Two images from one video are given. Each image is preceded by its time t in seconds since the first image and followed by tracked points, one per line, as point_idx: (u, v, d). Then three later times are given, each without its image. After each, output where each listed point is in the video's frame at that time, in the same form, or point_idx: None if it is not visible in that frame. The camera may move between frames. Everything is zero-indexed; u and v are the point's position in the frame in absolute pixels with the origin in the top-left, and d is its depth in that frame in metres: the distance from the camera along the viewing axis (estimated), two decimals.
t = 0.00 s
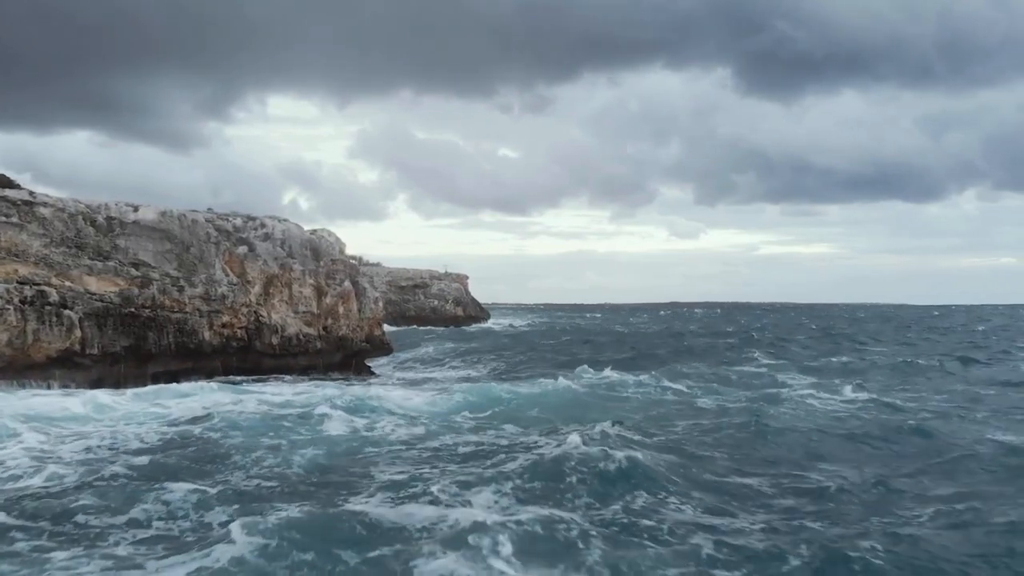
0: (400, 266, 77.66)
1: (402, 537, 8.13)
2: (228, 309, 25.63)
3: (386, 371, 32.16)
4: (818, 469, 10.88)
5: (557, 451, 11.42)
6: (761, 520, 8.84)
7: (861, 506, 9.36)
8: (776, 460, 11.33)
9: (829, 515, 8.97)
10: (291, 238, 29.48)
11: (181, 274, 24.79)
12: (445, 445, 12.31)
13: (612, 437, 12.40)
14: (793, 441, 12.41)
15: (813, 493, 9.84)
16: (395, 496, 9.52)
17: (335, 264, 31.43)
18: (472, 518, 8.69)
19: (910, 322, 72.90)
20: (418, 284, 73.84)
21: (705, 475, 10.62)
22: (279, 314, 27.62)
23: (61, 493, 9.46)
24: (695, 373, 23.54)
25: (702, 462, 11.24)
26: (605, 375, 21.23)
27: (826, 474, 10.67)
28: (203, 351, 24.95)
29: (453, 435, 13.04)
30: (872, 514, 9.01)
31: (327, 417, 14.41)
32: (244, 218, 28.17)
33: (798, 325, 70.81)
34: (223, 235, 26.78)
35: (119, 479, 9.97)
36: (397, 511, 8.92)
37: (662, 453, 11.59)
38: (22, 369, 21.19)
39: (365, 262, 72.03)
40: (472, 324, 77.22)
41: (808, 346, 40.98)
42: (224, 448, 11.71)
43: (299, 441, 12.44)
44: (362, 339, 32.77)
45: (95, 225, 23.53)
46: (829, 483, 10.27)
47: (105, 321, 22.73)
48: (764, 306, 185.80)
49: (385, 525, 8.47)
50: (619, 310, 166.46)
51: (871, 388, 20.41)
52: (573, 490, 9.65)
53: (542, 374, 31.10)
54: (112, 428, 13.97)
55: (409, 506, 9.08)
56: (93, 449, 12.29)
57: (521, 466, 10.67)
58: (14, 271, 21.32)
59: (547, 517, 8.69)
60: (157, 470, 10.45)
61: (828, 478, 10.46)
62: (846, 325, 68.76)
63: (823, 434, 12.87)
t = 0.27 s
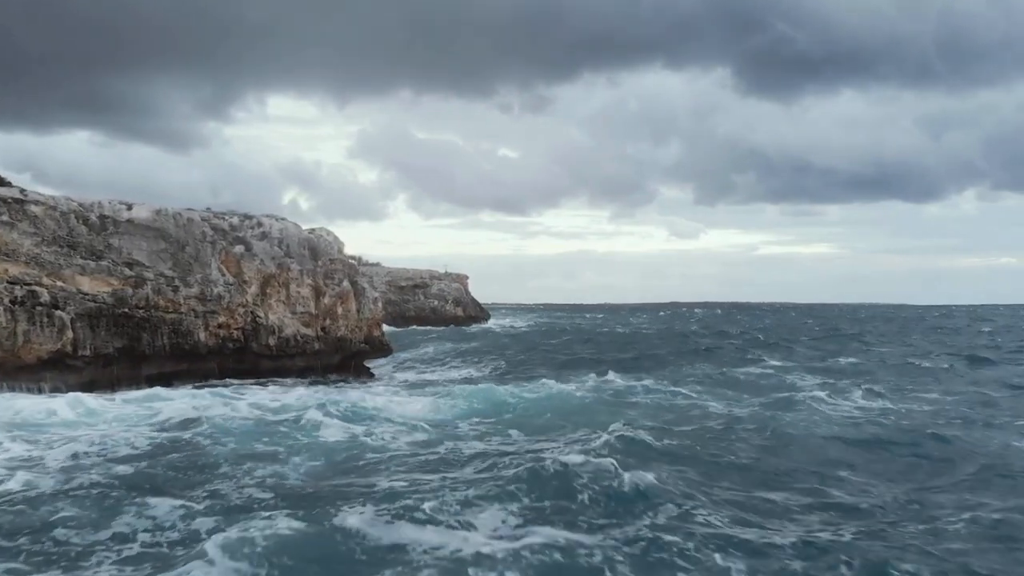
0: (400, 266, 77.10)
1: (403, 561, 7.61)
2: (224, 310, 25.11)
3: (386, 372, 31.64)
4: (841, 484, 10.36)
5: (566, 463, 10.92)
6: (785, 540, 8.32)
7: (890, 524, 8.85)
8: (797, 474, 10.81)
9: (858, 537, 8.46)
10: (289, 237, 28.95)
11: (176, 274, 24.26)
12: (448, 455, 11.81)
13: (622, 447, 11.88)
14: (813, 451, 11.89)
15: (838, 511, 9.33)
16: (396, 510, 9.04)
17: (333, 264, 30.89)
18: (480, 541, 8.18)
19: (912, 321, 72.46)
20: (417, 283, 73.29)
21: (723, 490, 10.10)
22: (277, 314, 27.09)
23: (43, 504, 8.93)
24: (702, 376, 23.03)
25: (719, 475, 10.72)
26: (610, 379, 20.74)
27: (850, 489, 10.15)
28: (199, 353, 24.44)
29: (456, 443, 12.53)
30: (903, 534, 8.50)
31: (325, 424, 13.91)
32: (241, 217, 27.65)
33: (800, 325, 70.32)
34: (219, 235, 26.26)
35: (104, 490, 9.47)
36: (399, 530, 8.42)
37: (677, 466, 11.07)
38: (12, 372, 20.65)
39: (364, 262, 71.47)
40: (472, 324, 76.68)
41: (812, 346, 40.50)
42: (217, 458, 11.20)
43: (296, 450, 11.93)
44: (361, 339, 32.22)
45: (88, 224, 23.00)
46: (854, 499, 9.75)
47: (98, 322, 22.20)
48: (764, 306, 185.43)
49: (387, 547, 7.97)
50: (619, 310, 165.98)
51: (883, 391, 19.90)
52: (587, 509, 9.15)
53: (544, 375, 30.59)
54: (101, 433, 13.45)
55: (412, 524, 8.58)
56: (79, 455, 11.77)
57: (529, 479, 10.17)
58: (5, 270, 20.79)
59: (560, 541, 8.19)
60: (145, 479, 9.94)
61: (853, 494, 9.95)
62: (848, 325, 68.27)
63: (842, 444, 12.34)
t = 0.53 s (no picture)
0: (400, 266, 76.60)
1: None
2: (220, 311, 24.59)
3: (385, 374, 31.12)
4: (864, 499, 9.82)
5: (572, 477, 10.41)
6: (812, 561, 7.79)
7: (920, 543, 8.33)
8: (818, 490, 10.24)
9: (887, 558, 7.94)
10: (286, 236, 28.44)
11: (171, 273, 23.75)
12: (449, 465, 11.29)
13: (633, 459, 11.34)
14: (833, 464, 11.33)
15: (864, 530, 8.78)
16: (395, 528, 8.56)
17: (332, 264, 30.37)
18: (486, 566, 7.65)
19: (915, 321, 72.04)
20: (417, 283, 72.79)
21: (740, 508, 9.53)
22: (274, 315, 26.57)
23: (20, 516, 8.42)
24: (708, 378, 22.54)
25: (734, 493, 10.15)
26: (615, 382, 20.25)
27: (875, 504, 9.62)
28: (194, 354, 23.94)
29: (459, 452, 12.02)
30: (935, 554, 7.98)
31: (321, 430, 13.41)
32: (237, 216, 27.13)
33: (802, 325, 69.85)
34: (215, 233, 25.76)
35: (86, 501, 8.96)
36: (398, 552, 7.89)
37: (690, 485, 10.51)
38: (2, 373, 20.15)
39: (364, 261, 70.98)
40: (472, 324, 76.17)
41: (817, 347, 40.01)
42: (207, 467, 10.69)
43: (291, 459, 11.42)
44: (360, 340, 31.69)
45: (80, 223, 22.49)
46: (880, 516, 9.22)
47: (91, 322, 21.69)
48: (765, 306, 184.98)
49: (384, 571, 7.44)
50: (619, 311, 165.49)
51: (896, 394, 19.40)
52: (596, 530, 8.64)
53: (545, 377, 30.08)
54: (88, 437, 12.94)
55: (413, 547, 8.04)
56: (64, 460, 11.26)
57: (535, 497, 9.63)
58: None
59: (571, 566, 7.67)
60: (131, 489, 9.45)
61: (878, 512, 9.41)
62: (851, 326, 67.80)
63: (862, 455, 11.81)
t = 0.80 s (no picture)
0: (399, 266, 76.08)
1: None
2: (215, 311, 24.06)
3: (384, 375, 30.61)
4: (888, 514, 9.32)
5: (580, 495, 9.89)
6: None
7: (950, 561, 7.86)
8: (836, 503, 9.77)
9: None
10: (284, 235, 27.91)
11: (165, 273, 23.22)
12: (450, 475, 10.77)
13: (643, 472, 10.83)
14: (850, 476, 10.85)
15: (887, 546, 8.32)
16: (392, 546, 8.08)
17: (330, 263, 29.84)
18: None
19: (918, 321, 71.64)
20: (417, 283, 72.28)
21: (754, 523, 9.07)
22: (271, 316, 26.03)
23: None
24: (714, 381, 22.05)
25: (749, 507, 9.66)
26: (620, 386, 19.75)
27: (900, 519, 9.11)
28: (189, 356, 23.42)
29: (460, 461, 11.52)
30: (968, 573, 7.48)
31: (317, 438, 12.89)
32: (233, 214, 26.61)
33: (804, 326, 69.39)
34: (210, 232, 25.24)
35: (65, 516, 8.45)
36: None
37: (703, 498, 10.01)
38: None
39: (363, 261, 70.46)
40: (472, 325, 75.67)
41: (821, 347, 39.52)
42: (196, 477, 10.18)
43: (284, 467, 10.92)
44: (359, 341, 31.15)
45: (72, 221, 21.97)
46: (907, 532, 8.71)
47: (83, 323, 21.17)
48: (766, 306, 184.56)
49: None
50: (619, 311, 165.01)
51: (909, 397, 18.90)
52: (604, 551, 8.16)
53: (547, 378, 29.57)
54: (73, 442, 12.40)
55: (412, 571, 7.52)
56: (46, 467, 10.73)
57: (539, 512, 9.16)
58: None
59: None
60: (113, 504, 8.93)
61: (901, 526, 8.94)
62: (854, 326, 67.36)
63: (880, 466, 11.32)
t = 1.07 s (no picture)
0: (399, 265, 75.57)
1: None
2: (211, 312, 23.54)
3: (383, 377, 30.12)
4: (915, 531, 8.84)
5: (586, 511, 9.41)
6: None
7: None
8: (857, 519, 9.31)
9: None
10: (281, 234, 27.38)
11: (159, 273, 22.71)
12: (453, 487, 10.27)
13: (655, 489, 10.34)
14: (870, 489, 10.38)
15: (915, 566, 7.85)
16: (388, 567, 7.61)
17: (328, 262, 29.31)
18: None
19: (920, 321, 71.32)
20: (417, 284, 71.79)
21: (772, 541, 8.59)
22: (267, 316, 25.51)
23: None
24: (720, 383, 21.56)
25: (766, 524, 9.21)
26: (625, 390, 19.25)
27: (928, 538, 8.63)
28: (183, 357, 22.91)
29: (463, 471, 11.03)
30: None
31: (312, 445, 12.39)
32: (229, 213, 26.09)
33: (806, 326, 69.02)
34: (206, 231, 24.72)
35: (43, 535, 7.97)
36: None
37: (716, 513, 9.56)
38: None
39: (363, 261, 69.94)
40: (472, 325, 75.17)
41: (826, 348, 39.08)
42: (184, 489, 9.69)
43: (277, 477, 10.45)
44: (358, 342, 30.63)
45: (64, 219, 21.45)
46: (937, 552, 8.23)
47: (75, 324, 20.65)
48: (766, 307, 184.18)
49: None
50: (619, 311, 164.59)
51: (921, 400, 18.44)
52: (613, 574, 7.69)
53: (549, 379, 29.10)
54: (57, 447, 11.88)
55: None
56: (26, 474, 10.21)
57: (547, 532, 8.67)
58: None
59: None
60: (96, 520, 8.45)
61: (928, 544, 8.47)
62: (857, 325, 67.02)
63: (901, 478, 10.85)
